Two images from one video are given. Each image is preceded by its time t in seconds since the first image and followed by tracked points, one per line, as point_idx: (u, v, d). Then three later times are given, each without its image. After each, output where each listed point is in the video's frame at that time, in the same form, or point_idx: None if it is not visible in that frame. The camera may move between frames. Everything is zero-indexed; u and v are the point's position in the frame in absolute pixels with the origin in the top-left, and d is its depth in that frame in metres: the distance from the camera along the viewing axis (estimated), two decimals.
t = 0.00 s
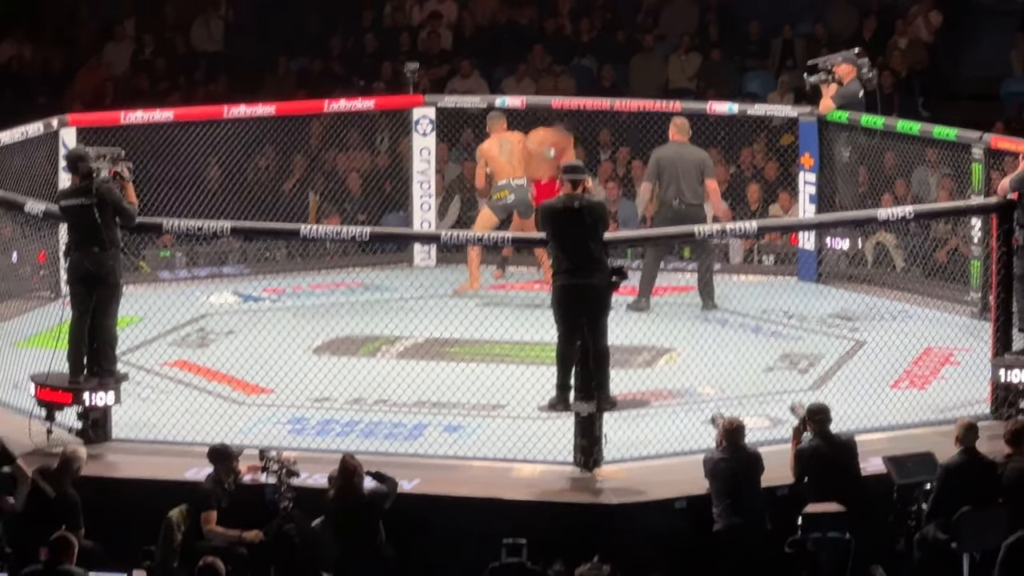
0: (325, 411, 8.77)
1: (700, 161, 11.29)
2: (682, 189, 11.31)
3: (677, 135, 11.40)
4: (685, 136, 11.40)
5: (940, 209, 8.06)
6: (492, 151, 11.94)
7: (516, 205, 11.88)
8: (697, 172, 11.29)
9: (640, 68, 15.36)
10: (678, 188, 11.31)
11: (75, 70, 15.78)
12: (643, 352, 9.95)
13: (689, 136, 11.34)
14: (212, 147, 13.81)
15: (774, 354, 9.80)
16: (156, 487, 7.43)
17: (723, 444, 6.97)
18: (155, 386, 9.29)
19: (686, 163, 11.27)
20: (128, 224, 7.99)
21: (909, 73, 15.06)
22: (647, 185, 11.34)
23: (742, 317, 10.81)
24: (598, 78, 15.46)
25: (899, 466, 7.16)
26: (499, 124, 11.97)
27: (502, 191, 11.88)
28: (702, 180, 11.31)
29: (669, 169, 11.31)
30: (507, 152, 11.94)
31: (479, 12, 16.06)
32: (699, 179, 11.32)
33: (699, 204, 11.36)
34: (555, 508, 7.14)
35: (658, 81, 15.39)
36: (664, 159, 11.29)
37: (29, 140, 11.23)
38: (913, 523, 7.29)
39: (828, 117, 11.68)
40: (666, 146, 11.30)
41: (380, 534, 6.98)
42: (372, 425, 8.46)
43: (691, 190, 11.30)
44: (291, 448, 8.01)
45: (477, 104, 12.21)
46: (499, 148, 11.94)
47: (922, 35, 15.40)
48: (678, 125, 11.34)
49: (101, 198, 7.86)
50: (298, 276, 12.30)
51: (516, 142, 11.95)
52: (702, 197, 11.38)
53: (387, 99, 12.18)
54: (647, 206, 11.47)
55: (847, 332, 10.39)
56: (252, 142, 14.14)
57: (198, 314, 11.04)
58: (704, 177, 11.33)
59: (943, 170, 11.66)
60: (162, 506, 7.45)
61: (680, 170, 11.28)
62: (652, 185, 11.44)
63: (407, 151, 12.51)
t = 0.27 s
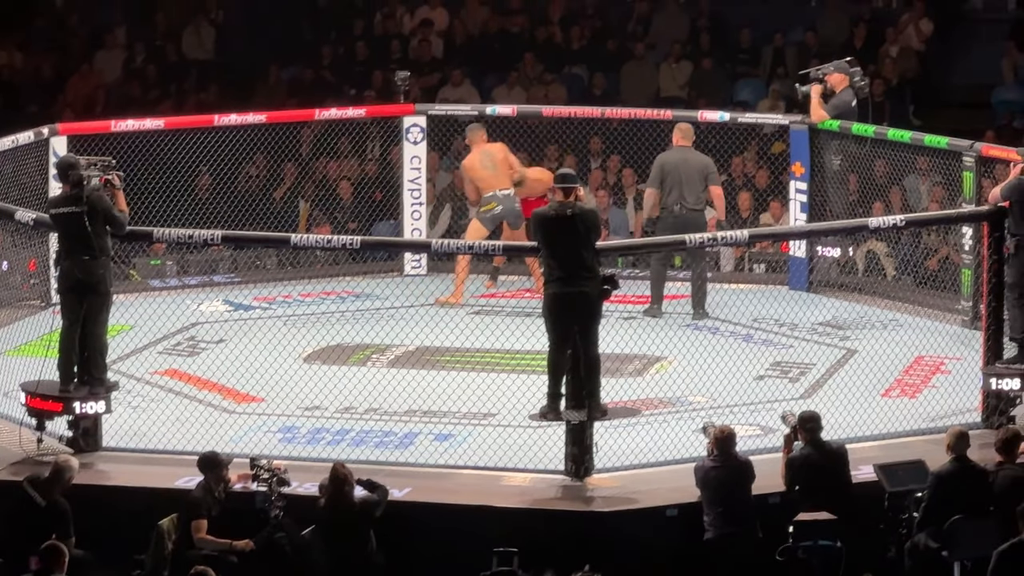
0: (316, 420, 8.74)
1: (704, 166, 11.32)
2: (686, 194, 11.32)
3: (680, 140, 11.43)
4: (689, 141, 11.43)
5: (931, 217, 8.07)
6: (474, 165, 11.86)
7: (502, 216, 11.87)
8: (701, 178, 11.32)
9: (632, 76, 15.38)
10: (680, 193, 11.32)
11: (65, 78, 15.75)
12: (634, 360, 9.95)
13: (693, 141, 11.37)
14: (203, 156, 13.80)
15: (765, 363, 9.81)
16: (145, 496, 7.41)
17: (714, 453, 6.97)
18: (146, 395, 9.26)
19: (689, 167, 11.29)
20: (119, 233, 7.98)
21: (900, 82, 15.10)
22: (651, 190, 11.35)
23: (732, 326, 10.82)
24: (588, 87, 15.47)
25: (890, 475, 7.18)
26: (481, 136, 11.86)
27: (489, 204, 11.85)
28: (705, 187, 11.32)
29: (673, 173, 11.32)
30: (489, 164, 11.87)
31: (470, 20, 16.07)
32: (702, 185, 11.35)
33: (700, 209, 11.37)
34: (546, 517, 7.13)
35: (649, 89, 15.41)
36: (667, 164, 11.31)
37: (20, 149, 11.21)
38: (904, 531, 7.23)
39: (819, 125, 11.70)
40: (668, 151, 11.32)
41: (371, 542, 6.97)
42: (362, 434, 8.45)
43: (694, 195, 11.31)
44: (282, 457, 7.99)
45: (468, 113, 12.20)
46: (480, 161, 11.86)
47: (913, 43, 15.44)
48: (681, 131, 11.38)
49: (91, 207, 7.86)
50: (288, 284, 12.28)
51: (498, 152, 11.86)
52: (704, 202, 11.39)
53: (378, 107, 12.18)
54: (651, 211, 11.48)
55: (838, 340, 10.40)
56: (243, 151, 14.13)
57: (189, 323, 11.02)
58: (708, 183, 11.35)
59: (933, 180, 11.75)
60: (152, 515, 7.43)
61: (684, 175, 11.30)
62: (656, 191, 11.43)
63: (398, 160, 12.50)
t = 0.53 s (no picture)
0: (309, 425, 8.74)
1: (695, 171, 11.26)
2: (678, 200, 11.28)
3: (671, 145, 11.31)
4: (681, 145, 11.32)
5: (923, 222, 8.08)
6: (452, 180, 11.80)
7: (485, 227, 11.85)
8: (692, 182, 11.27)
9: (624, 81, 15.40)
10: (673, 199, 11.29)
11: (57, 84, 15.74)
12: (626, 365, 9.95)
13: (684, 145, 11.26)
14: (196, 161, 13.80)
15: (757, 367, 9.82)
16: (138, 501, 7.40)
17: (707, 458, 6.98)
18: (138, 400, 9.25)
19: (682, 172, 11.24)
20: (112, 238, 7.97)
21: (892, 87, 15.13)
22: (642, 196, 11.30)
23: (725, 331, 10.82)
24: (581, 92, 15.49)
25: (882, 480, 7.16)
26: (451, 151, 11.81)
27: (472, 216, 11.80)
28: (697, 192, 11.29)
29: (665, 179, 11.28)
30: (466, 177, 11.84)
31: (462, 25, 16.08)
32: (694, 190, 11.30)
33: (693, 213, 11.34)
34: (539, 522, 7.13)
35: (641, 94, 15.43)
36: (659, 170, 11.26)
37: (12, 153, 11.20)
38: (897, 535, 7.26)
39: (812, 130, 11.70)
40: (661, 156, 11.26)
41: (364, 547, 6.96)
42: (355, 439, 8.44)
43: (686, 201, 11.28)
44: (275, 462, 7.98)
45: (461, 118, 12.19)
46: (457, 175, 11.81)
47: (905, 48, 15.48)
48: (674, 135, 11.27)
49: (84, 212, 7.85)
50: (280, 289, 12.27)
51: (472, 164, 11.87)
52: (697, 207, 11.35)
53: (370, 112, 12.17)
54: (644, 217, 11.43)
55: (831, 345, 10.41)
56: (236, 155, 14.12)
57: (182, 327, 11.00)
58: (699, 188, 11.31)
59: (926, 184, 11.66)
60: (144, 519, 7.41)
61: (676, 181, 11.25)
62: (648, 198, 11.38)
63: (390, 165, 12.50)
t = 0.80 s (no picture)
0: (300, 429, 8.72)
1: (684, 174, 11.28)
2: (669, 203, 11.27)
3: (659, 148, 11.33)
4: (669, 149, 11.36)
5: (914, 226, 8.10)
6: (454, 179, 11.81)
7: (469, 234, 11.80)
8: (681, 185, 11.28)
9: (615, 85, 15.42)
10: (663, 202, 11.27)
11: (48, 87, 15.72)
12: (617, 369, 9.95)
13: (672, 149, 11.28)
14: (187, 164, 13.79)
15: (748, 371, 9.82)
16: (129, 505, 7.38)
17: (699, 461, 6.99)
18: (130, 404, 9.23)
19: (671, 175, 11.25)
20: (103, 242, 7.96)
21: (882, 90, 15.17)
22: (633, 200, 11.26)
23: (716, 334, 10.83)
24: (572, 95, 15.50)
25: (873, 483, 7.19)
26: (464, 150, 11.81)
27: (456, 220, 11.84)
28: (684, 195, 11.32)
29: (654, 182, 11.27)
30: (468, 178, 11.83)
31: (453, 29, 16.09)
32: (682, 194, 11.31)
33: (683, 216, 11.34)
34: (530, 526, 7.12)
35: (632, 97, 15.45)
36: (647, 173, 11.26)
37: (3, 157, 11.18)
38: (888, 539, 7.26)
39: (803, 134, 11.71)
40: (649, 160, 11.26)
41: (355, 550, 6.96)
42: (346, 443, 8.43)
43: (676, 204, 11.27)
44: (266, 465, 7.97)
45: (452, 121, 12.20)
46: (461, 178, 11.81)
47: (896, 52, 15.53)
48: (661, 138, 11.30)
49: (75, 216, 7.83)
50: (271, 293, 12.25)
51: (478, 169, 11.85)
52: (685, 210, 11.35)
53: (361, 116, 12.17)
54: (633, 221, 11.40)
55: (822, 349, 10.42)
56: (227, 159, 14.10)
57: (173, 331, 10.99)
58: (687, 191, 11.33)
59: (916, 187, 11.73)
60: (135, 523, 7.40)
61: (666, 184, 11.25)
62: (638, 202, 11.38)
63: (381, 168, 12.49)
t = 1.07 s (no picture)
0: (289, 431, 8.71)
1: (681, 181, 11.25)
2: (661, 208, 11.26)
3: (658, 153, 11.32)
4: (667, 154, 11.33)
5: (904, 228, 8.11)
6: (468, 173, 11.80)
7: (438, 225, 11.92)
8: (677, 192, 11.25)
9: (605, 87, 15.44)
10: (658, 207, 11.26)
11: (37, 89, 15.68)
12: (606, 371, 9.95)
13: (670, 154, 11.26)
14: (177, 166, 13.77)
15: (737, 373, 9.83)
16: (118, 507, 7.36)
17: (687, 463, 6.98)
18: (119, 406, 9.21)
19: (666, 181, 11.23)
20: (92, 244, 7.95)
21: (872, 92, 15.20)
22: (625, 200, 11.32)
23: (705, 336, 10.84)
24: (562, 97, 15.51)
25: (862, 483, 7.27)
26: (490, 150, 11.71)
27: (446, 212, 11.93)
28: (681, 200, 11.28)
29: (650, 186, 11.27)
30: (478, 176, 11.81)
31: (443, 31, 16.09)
32: (679, 200, 11.28)
33: (677, 223, 11.32)
34: (520, 528, 7.12)
35: (621, 99, 15.46)
36: (642, 177, 11.26)
37: None
38: (877, 539, 7.28)
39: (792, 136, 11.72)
40: (645, 164, 11.27)
41: (345, 552, 6.95)
42: (336, 444, 8.42)
43: (670, 210, 11.26)
44: (255, 467, 7.96)
45: (442, 123, 12.19)
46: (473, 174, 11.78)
47: (885, 54, 15.56)
48: (660, 144, 11.29)
49: (64, 218, 7.82)
50: (261, 295, 12.23)
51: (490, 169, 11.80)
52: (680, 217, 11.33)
53: (351, 118, 12.16)
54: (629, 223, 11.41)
55: (812, 351, 10.43)
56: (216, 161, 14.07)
57: (163, 333, 10.97)
58: (685, 198, 11.30)
59: (904, 190, 11.87)
60: (124, 525, 7.38)
61: (660, 189, 11.23)
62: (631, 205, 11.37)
63: (371, 170, 12.47)
